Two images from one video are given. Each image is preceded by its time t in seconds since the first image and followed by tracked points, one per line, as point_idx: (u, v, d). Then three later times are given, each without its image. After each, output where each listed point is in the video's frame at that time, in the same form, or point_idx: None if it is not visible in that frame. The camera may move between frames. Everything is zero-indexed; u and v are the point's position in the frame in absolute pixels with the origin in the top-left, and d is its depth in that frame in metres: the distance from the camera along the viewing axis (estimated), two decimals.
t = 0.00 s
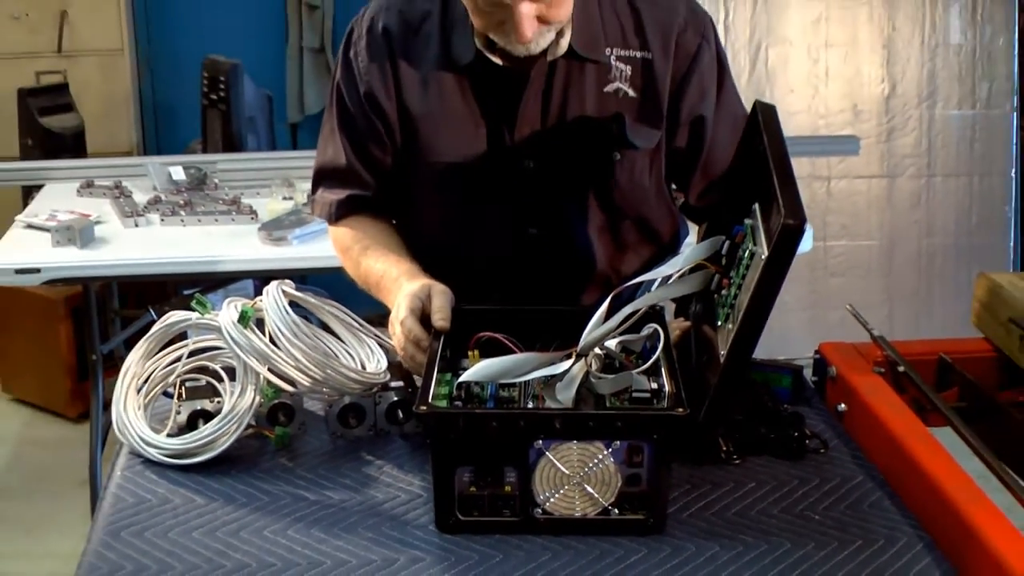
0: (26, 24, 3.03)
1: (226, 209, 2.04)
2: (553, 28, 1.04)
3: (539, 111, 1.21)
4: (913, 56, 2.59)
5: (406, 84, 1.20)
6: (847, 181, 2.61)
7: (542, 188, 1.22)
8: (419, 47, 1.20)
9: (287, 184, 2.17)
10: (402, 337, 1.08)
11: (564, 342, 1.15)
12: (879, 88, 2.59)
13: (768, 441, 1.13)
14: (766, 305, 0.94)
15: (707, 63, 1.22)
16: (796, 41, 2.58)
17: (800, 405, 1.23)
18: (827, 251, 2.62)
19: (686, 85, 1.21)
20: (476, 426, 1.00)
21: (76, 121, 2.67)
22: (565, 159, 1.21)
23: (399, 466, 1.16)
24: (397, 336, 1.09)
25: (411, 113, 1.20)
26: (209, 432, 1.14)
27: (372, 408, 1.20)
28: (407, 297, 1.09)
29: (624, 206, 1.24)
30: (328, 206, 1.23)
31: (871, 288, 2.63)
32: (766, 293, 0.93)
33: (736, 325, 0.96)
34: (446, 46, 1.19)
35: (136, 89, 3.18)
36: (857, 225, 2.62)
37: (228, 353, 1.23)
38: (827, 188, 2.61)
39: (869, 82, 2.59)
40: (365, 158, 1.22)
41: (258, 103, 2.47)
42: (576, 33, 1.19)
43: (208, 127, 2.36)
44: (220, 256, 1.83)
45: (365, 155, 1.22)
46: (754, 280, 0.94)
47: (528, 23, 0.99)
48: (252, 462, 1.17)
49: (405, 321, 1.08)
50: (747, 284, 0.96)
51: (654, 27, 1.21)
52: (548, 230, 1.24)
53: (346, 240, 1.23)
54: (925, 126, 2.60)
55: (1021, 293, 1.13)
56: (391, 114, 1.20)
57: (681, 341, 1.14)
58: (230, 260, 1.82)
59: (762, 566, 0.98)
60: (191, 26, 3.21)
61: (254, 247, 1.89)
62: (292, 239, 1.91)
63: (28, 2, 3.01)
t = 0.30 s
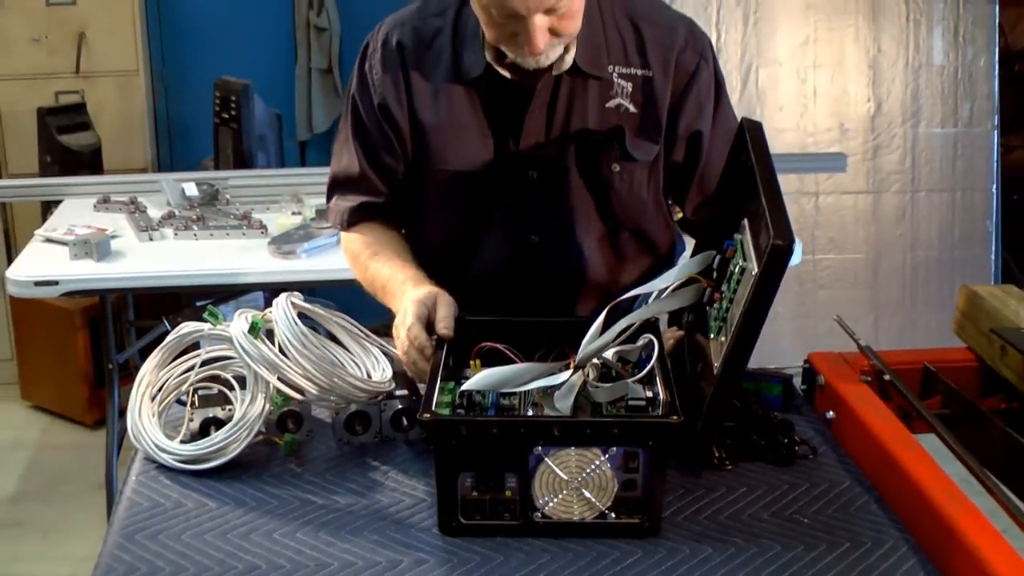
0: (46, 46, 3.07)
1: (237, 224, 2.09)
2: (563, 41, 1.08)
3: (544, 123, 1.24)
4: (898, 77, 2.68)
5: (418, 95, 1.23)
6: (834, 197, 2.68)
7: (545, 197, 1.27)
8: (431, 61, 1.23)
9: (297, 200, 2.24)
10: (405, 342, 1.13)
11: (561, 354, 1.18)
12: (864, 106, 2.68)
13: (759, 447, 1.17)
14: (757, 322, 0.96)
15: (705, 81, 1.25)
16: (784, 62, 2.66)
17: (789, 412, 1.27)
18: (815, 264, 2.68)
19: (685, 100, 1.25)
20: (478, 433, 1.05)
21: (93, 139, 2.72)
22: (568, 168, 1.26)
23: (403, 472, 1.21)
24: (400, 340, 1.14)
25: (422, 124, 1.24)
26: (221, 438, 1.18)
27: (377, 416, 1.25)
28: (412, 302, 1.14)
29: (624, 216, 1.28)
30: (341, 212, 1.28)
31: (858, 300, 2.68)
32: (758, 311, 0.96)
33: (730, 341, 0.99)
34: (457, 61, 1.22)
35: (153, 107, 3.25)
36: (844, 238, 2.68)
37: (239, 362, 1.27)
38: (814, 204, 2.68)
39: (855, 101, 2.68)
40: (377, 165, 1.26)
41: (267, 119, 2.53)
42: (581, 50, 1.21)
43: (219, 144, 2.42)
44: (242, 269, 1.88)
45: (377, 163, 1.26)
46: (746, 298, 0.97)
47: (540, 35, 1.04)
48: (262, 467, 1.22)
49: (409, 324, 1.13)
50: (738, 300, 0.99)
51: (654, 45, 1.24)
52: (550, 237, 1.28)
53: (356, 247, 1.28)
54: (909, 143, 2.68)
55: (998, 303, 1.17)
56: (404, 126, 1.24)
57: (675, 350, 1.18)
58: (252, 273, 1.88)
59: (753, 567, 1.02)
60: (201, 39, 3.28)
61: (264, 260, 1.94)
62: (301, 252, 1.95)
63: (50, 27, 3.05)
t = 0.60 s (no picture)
0: (68, 71, 3.20)
1: (250, 241, 2.15)
2: (569, 62, 1.14)
3: (547, 144, 1.29)
4: (880, 101, 2.69)
5: (428, 116, 1.29)
6: (820, 216, 2.71)
7: (547, 213, 1.31)
8: (442, 82, 1.29)
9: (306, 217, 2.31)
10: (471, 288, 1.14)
11: (559, 365, 1.23)
12: (848, 128, 2.70)
13: (748, 455, 1.22)
14: (749, 339, 1.00)
15: (701, 106, 1.31)
16: (772, 86, 2.69)
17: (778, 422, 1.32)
18: (802, 279, 2.71)
19: (681, 122, 1.30)
20: (480, 442, 1.10)
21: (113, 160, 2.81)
22: (569, 185, 1.31)
23: (409, 479, 1.26)
24: (460, 289, 1.14)
25: (431, 142, 1.29)
26: (234, 446, 1.23)
27: (384, 425, 1.30)
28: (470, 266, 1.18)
29: (621, 233, 1.33)
30: (356, 217, 1.33)
31: (843, 314, 2.70)
32: (749, 329, 0.99)
33: (722, 355, 1.03)
34: (466, 83, 1.28)
35: (168, 130, 3.32)
36: (829, 254, 2.71)
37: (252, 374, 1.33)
38: (801, 221, 2.71)
39: (840, 122, 2.70)
40: (387, 180, 1.32)
41: (280, 141, 2.59)
42: (584, 74, 1.26)
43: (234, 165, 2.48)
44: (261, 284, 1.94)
45: (387, 178, 1.32)
46: (738, 315, 1.00)
47: (550, 54, 1.09)
48: (274, 474, 1.27)
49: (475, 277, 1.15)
50: (730, 317, 1.03)
51: (654, 71, 1.30)
52: (552, 251, 1.32)
53: (369, 246, 1.34)
54: (892, 164, 2.69)
55: (974, 316, 1.21)
56: (413, 143, 1.30)
57: (669, 363, 1.23)
58: (271, 287, 1.94)
59: (741, 570, 1.07)
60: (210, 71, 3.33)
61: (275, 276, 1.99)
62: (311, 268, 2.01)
63: (71, 52, 3.19)
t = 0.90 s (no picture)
0: (90, 91, 3.27)
1: (263, 252, 2.22)
2: (566, 75, 1.20)
3: (547, 156, 1.36)
4: (862, 118, 2.95)
5: (436, 129, 1.35)
6: (806, 228, 2.95)
7: (547, 223, 1.37)
8: (449, 98, 1.35)
9: (316, 230, 2.40)
10: (491, 297, 1.19)
11: (558, 371, 1.30)
12: (832, 144, 2.94)
13: (737, 454, 1.28)
14: (733, 338, 1.05)
15: (692, 121, 1.37)
16: (759, 104, 2.94)
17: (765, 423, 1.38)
18: (788, 288, 2.95)
19: (673, 137, 1.36)
20: (483, 443, 1.15)
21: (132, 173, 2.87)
22: (567, 196, 1.37)
23: (414, 478, 1.32)
24: (482, 299, 1.19)
25: (440, 154, 1.36)
26: (249, 447, 1.29)
27: (391, 426, 1.36)
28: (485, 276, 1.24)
29: (616, 241, 1.39)
30: (370, 229, 1.40)
31: (827, 320, 2.94)
32: (733, 328, 1.04)
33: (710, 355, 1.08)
34: (472, 98, 1.34)
35: (185, 148, 3.40)
36: (812, 265, 2.95)
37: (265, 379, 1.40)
38: (787, 233, 2.94)
39: (823, 140, 2.94)
40: (400, 189, 1.39)
41: (292, 157, 2.66)
42: (581, 89, 1.33)
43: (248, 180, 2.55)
44: (280, 292, 2.01)
45: (400, 188, 1.39)
46: (723, 316, 1.06)
47: (545, 67, 1.15)
48: (286, 474, 1.33)
49: (491, 286, 1.21)
50: (715, 318, 1.09)
51: (648, 88, 1.36)
52: (552, 257, 1.38)
53: (385, 257, 1.40)
54: (873, 179, 2.94)
55: (949, 321, 1.27)
56: (422, 155, 1.36)
57: (661, 366, 1.29)
58: (288, 297, 2.00)
59: (730, 565, 1.12)
60: (222, 90, 3.41)
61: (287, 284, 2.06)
62: (321, 277, 2.07)
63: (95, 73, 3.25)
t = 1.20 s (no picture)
0: (111, 104, 3.42)
1: (275, 258, 2.28)
2: (566, 86, 1.26)
3: (547, 163, 1.42)
4: (845, 130, 3.13)
5: (442, 137, 1.42)
6: (793, 235, 3.13)
7: (546, 227, 1.43)
8: (454, 108, 1.42)
9: (324, 237, 2.48)
10: (485, 305, 1.24)
11: (555, 371, 1.36)
12: (817, 156, 3.13)
13: (728, 451, 1.34)
14: (725, 332, 1.10)
15: (684, 133, 1.43)
16: (747, 117, 3.12)
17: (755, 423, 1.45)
18: (776, 292, 3.12)
19: (666, 148, 1.43)
20: (484, 440, 1.21)
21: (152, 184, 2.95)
22: (566, 203, 1.43)
23: (419, 474, 1.38)
24: (477, 305, 1.25)
25: (445, 161, 1.42)
26: (262, 444, 1.36)
27: (397, 425, 1.43)
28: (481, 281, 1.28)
29: (613, 246, 1.45)
30: (377, 234, 1.46)
31: (813, 321, 3.11)
32: (723, 322, 1.09)
33: (701, 350, 1.13)
34: (476, 110, 1.41)
35: (202, 161, 3.54)
36: (799, 271, 3.12)
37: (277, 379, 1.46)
38: (775, 240, 3.13)
39: (808, 151, 3.12)
40: (409, 195, 1.45)
41: (302, 167, 2.73)
42: (580, 100, 1.39)
43: (261, 191, 2.64)
44: (293, 297, 2.07)
45: (408, 193, 1.45)
46: (713, 311, 1.11)
47: (546, 78, 1.21)
48: (296, 470, 1.39)
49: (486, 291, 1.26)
50: (705, 314, 1.14)
51: (643, 101, 1.42)
52: (553, 260, 1.44)
53: (390, 262, 1.45)
54: (855, 189, 3.12)
55: (928, 323, 1.33)
56: (429, 162, 1.43)
57: (655, 366, 1.35)
58: (302, 301, 2.06)
59: (720, 556, 1.18)
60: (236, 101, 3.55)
61: (297, 290, 2.12)
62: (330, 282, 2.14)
63: (116, 87, 3.41)
